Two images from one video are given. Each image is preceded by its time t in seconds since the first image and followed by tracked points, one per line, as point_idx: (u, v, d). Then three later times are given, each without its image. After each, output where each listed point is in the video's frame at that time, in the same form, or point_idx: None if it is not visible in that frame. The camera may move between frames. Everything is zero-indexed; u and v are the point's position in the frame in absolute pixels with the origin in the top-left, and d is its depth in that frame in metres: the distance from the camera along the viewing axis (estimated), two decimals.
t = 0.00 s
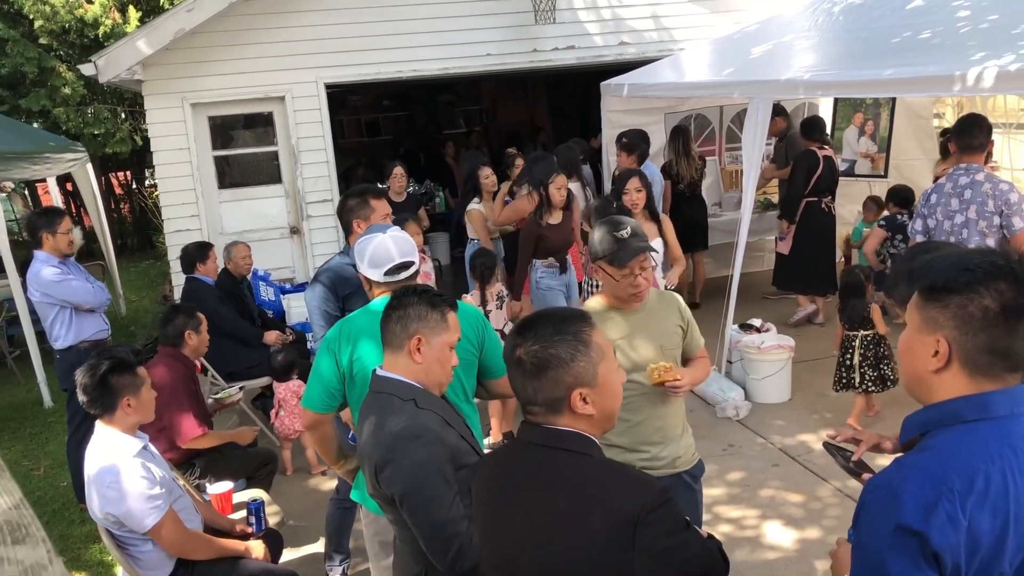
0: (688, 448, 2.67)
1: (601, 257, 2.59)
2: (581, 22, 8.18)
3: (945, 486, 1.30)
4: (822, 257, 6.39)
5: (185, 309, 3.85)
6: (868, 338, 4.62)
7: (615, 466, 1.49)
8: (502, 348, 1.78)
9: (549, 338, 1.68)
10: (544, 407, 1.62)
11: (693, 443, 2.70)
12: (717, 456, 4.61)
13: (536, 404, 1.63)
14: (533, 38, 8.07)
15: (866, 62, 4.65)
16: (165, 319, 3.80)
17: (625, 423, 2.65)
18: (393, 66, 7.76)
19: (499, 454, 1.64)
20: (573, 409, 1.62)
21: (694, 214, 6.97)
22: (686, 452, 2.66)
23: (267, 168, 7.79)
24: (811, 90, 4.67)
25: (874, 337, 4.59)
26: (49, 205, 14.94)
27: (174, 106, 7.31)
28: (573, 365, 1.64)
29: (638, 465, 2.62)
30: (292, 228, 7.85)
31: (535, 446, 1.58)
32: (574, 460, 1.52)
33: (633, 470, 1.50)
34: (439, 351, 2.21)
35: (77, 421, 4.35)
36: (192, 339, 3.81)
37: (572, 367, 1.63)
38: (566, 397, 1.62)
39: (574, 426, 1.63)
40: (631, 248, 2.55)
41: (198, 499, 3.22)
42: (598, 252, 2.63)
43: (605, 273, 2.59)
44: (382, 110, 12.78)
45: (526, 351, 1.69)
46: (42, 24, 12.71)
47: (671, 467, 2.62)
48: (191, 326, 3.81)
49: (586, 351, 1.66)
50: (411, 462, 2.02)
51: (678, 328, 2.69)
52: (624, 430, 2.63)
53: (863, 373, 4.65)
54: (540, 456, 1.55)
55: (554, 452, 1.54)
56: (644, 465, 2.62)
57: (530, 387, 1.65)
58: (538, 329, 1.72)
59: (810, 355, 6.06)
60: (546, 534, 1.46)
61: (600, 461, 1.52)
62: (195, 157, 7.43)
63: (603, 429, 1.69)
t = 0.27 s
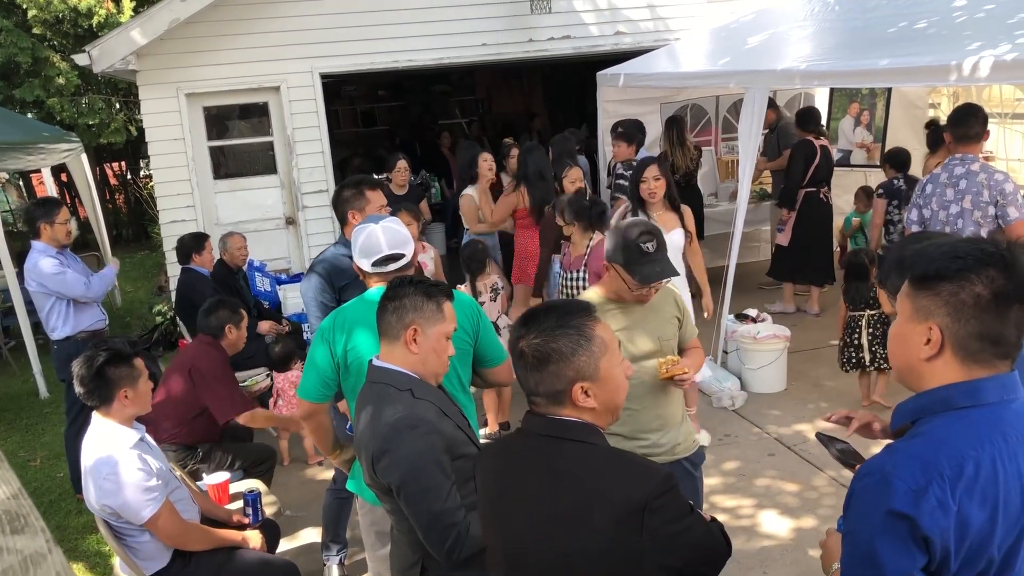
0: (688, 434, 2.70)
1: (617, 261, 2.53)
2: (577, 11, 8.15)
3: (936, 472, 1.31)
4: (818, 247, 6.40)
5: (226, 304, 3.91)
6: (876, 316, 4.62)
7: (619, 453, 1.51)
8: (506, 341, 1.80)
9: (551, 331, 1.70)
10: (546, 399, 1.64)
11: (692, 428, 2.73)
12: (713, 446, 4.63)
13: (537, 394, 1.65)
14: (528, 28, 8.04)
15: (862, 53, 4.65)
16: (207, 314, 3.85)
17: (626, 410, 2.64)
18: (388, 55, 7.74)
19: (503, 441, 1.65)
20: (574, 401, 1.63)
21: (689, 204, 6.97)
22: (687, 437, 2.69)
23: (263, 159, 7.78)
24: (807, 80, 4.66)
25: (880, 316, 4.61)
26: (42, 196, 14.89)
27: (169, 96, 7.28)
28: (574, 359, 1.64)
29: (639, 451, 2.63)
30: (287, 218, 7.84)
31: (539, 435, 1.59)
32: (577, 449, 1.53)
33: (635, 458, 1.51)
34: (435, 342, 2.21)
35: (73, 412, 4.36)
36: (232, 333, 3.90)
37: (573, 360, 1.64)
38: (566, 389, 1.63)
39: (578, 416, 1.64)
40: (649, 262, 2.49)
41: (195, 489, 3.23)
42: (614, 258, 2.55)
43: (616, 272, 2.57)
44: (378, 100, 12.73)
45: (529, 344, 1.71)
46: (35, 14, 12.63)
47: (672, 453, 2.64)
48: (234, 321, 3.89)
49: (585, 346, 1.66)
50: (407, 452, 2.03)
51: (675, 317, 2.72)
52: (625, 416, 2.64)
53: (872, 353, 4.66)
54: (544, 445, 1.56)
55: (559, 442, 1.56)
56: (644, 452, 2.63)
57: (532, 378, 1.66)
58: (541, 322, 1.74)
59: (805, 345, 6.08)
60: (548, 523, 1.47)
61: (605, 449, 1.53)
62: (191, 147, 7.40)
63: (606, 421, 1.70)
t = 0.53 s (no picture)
0: (697, 422, 2.71)
1: (637, 253, 2.51)
2: (579, 3, 8.12)
3: (922, 469, 1.30)
4: (821, 240, 6.40)
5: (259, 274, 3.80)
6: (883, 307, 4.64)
7: (624, 442, 1.52)
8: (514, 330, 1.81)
9: (557, 320, 1.71)
10: (552, 387, 1.65)
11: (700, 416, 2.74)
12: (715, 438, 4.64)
13: (542, 384, 1.66)
14: (530, 20, 8.01)
15: (865, 44, 4.64)
16: (239, 279, 3.77)
17: (635, 401, 2.65)
18: (390, 48, 7.73)
19: (512, 430, 1.66)
20: (579, 391, 1.64)
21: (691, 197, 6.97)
22: (695, 425, 2.70)
23: (265, 152, 7.78)
24: (809, 72, 4.65)
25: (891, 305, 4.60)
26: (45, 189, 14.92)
27: (171, 89, 7.28)
28: (578, 348, 1.65)
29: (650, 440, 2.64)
30: (290, 211, 7.85)
31: (546, 424, 1.60)
32: (583, 439, 1.55)
33: (643, 444, 1.53)
34: (436, 334, 2.22)
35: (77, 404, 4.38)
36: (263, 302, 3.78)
37: (578, 350, 1.65)
38: (571, 378, 1.64)
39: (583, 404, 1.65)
40: (671, 255, 2.48)
41: (199, 481, 3.24)
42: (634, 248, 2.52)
43: (636, 265, 2.55)
44: (379, 92, 12.72)
45: (534, 334, 1.72)
46: (37, 7, 12.63)
47: (682, 441, 2.65)
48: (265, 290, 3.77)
49: (591, 335, 1.67)
50: (409, 443, 2.04)
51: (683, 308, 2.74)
52: (635, 406, 2.65)
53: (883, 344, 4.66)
54: (551, 435, 1.58)
55: (565, 431, 1.57)
56: (654, 441, 2.64)
57: (537, 368, 1.68)
58: (547, 311, 1.76)
59: (807, 337, 6.09)
60: (554, 509, 1.49)
61: (612, 437, 1.55)
62: (193, 141, 7.40)
63: (613, 410, 1.71)
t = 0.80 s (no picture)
0: (707, 414, 2.72)
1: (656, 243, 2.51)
2: None
3: (913, 467, 1.29)
4: (830, 234, 6.37)
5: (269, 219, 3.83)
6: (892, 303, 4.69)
7: (631, 436, 1.52)
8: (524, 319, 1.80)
9: (570, 309, 1.70)
10: (561, 379, 1.65)
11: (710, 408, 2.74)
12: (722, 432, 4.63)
13: (552, 374, 1.66)
14: (537, 13, 7.98)
15: (873, 36, 4.60)
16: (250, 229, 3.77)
17: (645, 394, 2.64)
18: (396, 41, 7.72)
19: (520, 422, 1.66)
20: (588, 382, 1.64)
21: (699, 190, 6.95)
22: (705, 417, 2.70)
23: (272, 146, 7.79)
24: (818, 64, 4.62)
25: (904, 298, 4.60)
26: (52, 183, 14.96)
27: (178, 83, 7.29)
28: (588, 339, 1.65)
29: (660, 434, 2.64)
30: (296, 205, 7.86)
31: (555, 417, 1.60)
32: (591, 431, 1.54)
33: (651, 439, 1.52)
34: (443, 327, 2.22)
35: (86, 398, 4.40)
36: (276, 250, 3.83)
37: (588, 342, 1.65)
38: (581, 370, 1.64)
39: (590, 397, 1.65)
40: (688, 243, 2.50)
41: (207, 475, 3.25)
42: (652, 237, 2.53)
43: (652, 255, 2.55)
44: (385, 86, 12.72)
45: (544, 323, 1.70)
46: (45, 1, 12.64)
47: (693, 433, 2.65)
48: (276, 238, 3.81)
49: (602, 326, 1.66)
50: (417, 437, 2.05)
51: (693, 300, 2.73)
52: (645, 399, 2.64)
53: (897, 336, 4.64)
54: (559, 428, 1.57)
55: (574, 424, 1.57)
56: (664, 434, 2.64)
57: (546, 358, 1.67)
58: (557, 301, 1.74)
59: (815, 331, 6.07)
60: (559, 502, 1.49)
61: (619, 431, 1.55)
62: (200, 135, 7.42)
63: (621, 404, 1.71)
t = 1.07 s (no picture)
0: (717, 408, 2.71)
1: (670, 236, 2.50)
2: None
3: (909, 466, 1.29)
4: (839, 227, 6.34)
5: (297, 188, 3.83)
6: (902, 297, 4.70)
7: (636, 432, 1.52)
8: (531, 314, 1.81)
9: (580, 305, 1.71)
10: (569, 373, 1.65)
11: (721, 403, 2.74)
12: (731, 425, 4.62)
13: (560, 368, 1.66)
14: (544, 6, 7.95)
15: (883, 28, 4.56)
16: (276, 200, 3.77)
17: (654, 387, 2.65)
18: (403, 35, 7.71)
19: (525, 418, 1.67)
20: (597, 377, 1.64)
21: (707, 183, 6.92)
22: (715, 411, 2.70)
23: (279, 140, 7.79)
24: (826, 56, 4.58)
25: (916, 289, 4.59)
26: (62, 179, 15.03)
27: (186, 79, 7.31)
28: (600, 333, 1.65)
29: (668, 427, 2.64)
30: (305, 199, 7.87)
31: (560, 413, 1.60)
32: (596, 426, 1.55)
33: (656, 436, 1.52)
34: (454, 321, 2.23)
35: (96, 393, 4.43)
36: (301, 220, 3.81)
37: (599, 336, 1.65)
38: (590, 364, 1.64)
39: (600, 393, 1.64)
40: (700, 235, 2.49)
41: (217, 468, 3.27)
42: (664, 229, 2.51)
43: (666, 249, 2.54)
44: (393, 80, 12.72)
45: (556, 316, 1.71)
46: None
47: (701, 426, 2.65)
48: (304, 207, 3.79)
49: (613, 321, 1.67)
50: (426, 430, 2.06)
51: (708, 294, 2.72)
52: (654, 391, 2.65)
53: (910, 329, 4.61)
54: (565, 423, 1.58)
55: (579, 419, 1.57)
56: (672, 426, 2.64)
57: (553, 353, 1.68)
58: (569, 296, 1.75)
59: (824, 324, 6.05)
60: (565, 498, 1.49)
61: (624, 427, 1.55)
62: (208, 130, 7.43)
63: (627, 401, 1.71)
